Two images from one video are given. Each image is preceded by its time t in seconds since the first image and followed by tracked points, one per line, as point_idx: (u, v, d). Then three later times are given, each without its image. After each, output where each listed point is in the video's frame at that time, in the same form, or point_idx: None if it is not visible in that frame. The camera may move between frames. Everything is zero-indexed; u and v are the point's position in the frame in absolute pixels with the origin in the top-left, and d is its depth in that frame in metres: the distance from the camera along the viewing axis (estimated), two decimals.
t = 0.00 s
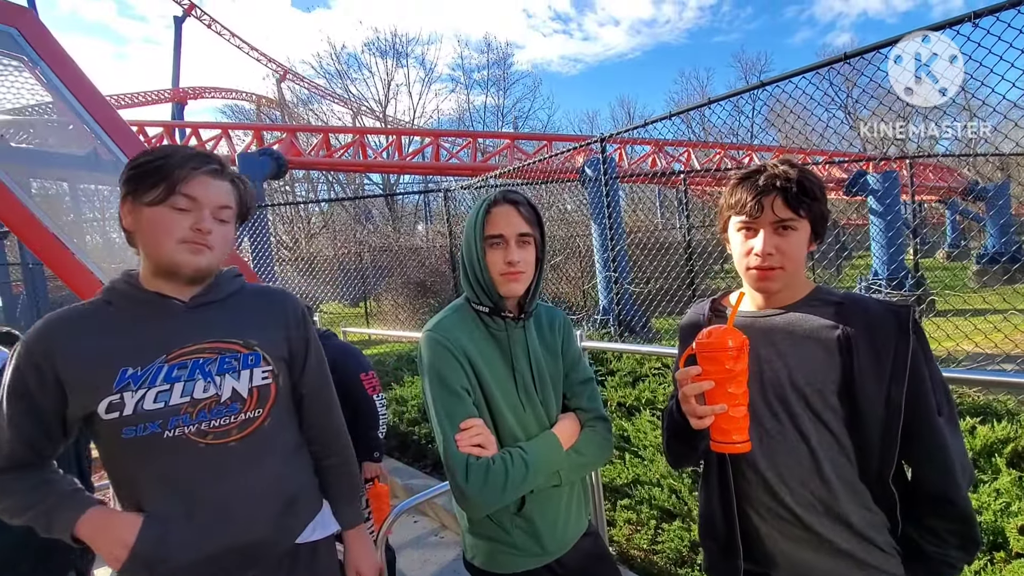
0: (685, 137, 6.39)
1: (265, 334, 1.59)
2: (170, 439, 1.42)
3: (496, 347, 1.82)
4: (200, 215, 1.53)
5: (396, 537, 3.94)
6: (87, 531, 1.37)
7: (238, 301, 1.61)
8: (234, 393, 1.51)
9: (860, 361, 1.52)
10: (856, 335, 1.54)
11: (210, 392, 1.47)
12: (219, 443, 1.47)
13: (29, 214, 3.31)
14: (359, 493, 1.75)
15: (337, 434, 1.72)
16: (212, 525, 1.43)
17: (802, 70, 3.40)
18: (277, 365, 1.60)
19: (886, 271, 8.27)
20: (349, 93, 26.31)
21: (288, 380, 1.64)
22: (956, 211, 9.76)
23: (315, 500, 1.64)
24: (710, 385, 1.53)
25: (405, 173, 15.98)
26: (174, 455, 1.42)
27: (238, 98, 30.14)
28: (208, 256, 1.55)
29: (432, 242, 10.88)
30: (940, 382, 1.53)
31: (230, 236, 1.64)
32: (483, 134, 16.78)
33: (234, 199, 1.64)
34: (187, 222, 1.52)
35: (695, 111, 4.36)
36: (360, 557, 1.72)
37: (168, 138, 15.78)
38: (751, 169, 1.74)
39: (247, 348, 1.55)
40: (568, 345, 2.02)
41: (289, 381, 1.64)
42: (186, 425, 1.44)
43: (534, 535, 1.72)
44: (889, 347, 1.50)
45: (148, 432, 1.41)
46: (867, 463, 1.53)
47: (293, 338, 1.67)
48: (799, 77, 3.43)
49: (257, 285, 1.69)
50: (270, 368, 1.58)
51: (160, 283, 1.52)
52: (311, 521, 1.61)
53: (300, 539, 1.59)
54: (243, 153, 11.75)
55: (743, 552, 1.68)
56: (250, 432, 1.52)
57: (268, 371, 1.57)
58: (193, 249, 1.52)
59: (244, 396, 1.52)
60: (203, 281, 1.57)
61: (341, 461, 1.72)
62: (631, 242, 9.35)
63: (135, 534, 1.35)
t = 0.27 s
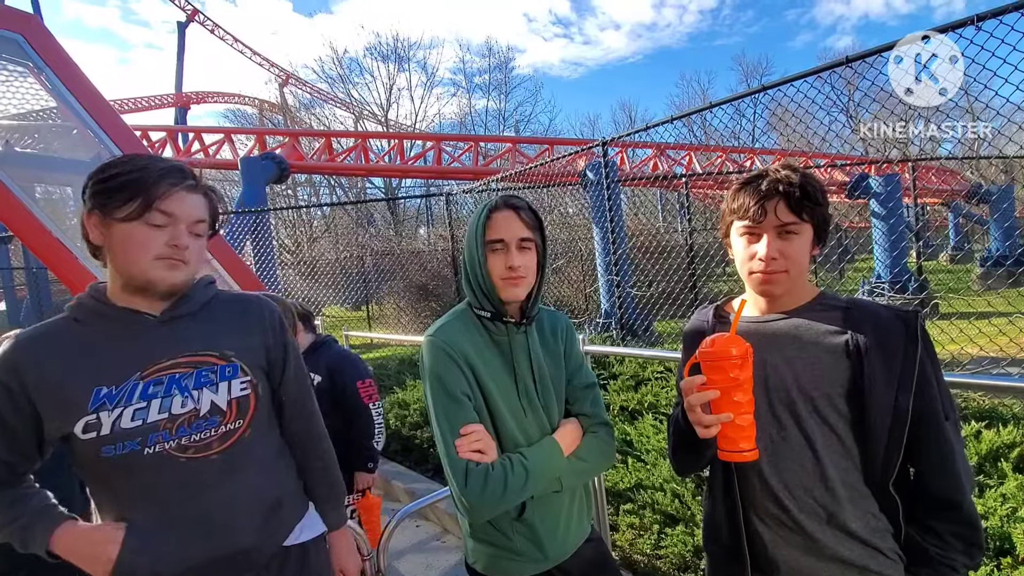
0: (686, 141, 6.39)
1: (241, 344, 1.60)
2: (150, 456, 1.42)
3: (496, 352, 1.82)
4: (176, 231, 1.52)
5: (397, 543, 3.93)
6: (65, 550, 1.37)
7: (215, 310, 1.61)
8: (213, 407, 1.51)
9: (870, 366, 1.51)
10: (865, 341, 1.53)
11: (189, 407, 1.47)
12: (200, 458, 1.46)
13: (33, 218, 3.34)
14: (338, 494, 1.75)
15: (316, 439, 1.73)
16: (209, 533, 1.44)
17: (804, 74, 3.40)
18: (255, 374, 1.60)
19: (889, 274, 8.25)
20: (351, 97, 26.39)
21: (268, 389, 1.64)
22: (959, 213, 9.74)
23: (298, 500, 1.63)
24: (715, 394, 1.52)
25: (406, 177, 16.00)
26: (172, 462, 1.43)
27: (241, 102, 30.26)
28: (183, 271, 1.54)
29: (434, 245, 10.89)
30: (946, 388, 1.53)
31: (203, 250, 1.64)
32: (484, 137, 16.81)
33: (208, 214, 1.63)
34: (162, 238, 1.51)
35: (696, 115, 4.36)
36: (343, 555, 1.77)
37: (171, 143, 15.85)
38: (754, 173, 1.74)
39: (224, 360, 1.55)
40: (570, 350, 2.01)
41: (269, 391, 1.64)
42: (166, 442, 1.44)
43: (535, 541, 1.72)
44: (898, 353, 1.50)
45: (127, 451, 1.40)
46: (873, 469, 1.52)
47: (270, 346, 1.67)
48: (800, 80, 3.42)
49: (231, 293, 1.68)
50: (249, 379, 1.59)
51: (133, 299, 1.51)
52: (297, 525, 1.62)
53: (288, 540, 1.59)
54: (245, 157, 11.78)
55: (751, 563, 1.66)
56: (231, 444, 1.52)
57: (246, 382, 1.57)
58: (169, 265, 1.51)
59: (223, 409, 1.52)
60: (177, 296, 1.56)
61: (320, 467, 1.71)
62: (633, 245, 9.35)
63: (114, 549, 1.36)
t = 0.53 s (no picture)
0: (691, 143, 6.39)
1: (263, 344, 1.60)
2: (174, 451, 1.43)
3: (501, 356, 1.82)
4: (194, 226, 1.54)
5: (403, 546, 3.93)
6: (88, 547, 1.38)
7: (238, 312, 1.62)
8: (235, 405, 1.52)
9: (876, 367, 1.50)
10: (870, 343, 1.53)
11: (211, 405, 1.48)
12: (222, 455, 1.48)
13: (41, 222, 3.37)
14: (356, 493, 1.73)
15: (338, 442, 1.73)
16: (228, 532, 1.45)
17: (808, 75, 3.40)
18: (276, 374, 1.61)
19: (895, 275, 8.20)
20: (355, 101, 26.49)
21: (288, 389, 1.64)
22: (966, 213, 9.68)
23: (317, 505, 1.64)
24: (723, 396, 1.51)
25: (410, 180, 16.05)
26: (184, 464, 1.44)
27: (246, 106, 30.44)
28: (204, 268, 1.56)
29: (438, 248, 10.92)
30: (951, 389, 1.52)
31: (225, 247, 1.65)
32: (488, 140, 16.85)
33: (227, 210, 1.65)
34: (183, 234, 1.53)
35: (700, 117, 4.37)
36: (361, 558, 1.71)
37: (177, 147, 15.96)
38: (755, 176, 1.74)
39: (247, 360, 1.56)
40: (575, 355, 2.01)
41: (289, 391, 1.65)
42: (189, 438, 1.45)
43: (538, 545, 1.71)
44: (904, 354, 1.48)
45: (151, 446, 1.42)
46: (881, 471, 1.51)
47: (291, 346, 1.67)
48: (805, 82, 3.42)
49: (254, 295, 1.69)
50: (270, 378, 1.59)
51: (158, 297, 1.52)
52: (314, 525, 1.62)
53: (304, 544, 1.59)
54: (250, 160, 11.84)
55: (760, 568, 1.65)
56: (253, 442, 1.53)
57: (267, 382, 1.58)
58: (189, 261, 1.53)
59: (245, 407, 1.53)
60: (200, 293, 1.57)
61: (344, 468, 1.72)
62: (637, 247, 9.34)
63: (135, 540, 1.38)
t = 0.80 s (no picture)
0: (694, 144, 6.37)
1: (318, 341, 1.64)
2: (232, 438, 1.45)
3: (509, 358, 1.81)
4: (236, 214, 1.62)
5: (407, 547, 3.93)
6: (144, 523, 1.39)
7: (294, 310, 1.67)
8: (291, 396, 1.55)
9: (879, 370, 1.49)
10: (874, 345, 1.51)
11: (270, 395, 1.51)
12: (277, 444, 1.50)
13: (48, 225, 3.34)
14: (391, 493, 1.76)
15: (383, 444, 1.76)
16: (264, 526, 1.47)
17: (813, 76, 3.38)
18: (329, 371, 1.64)
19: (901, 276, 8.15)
20: (359, 103, 26.56)
21: (338, 386, 1.67)
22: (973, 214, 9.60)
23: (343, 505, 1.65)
24: (723, 400, 1.50)
25: (414, 182, 16.07)
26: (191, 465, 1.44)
27: (250, 109, 30.59)
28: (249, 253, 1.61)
29: (442, 249, 10.93)
30: (957, 392, 1.50)
31: (277, 235, 1.70)
32: (491, 142, 16.86)
33: (273, 198, 1.71)
34: (227, 223, 1.60)
35: (705, 117, 4.35)
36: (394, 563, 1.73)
37: (182, 149, 16.05)
38: (757, 179, 1.73)
39: (303, 355, 1.60)
40: (582, 356, 2.00)
41: (338, 388, 1.67)
42: (248, 426, 1.47)
43: (546, 547, 1.70)
44: (908, 356, 1.47)
45: (213, 431, 1.44)
46: (885, 475, 1.49)
47: (343, 345, 1.72)
48: (810, 82, 3.40)
49: (311, 296, 1.75)
50: (324, 374, 1.62)
51: (222, 287, 1.60)
52: (355, 522, 1.63)
53: (344, 538, 1.59)
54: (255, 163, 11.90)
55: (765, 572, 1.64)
56: (305, 435, 1.55)
57: (321, 377, 1.61)
58: (235, 246, 1.59)
59: (300, 399, 1.56)
60: (256, 280, 1.63)
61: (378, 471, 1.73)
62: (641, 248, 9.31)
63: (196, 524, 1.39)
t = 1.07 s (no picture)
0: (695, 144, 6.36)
1: (364, 344, 1.70)
2: (277, 430, 1.51)
3: (512, 360, 1.81)
4: (257, 210, 1.66)
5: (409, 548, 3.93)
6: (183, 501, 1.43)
7: (342, 313, 1.72)
8: (335, 395, 1.60)
9: (874, 371, 1.49)
10: (870, 346, 1.51)
11: (315, 392, 1.57)
12: (318, 438, 1.55)
13: (50, 227, 3.34)
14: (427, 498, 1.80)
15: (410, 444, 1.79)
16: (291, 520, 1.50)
17: (813, 77, 3.38)
18: (373, 374, 1.69)
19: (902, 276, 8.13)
20: (360, 104, 26.57)
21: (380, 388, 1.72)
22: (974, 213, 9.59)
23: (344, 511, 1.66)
24: (720, 403, 1.50)
25: (415, 183, 16.09)
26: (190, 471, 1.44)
27: (251, 111, 30.62)
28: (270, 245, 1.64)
29: (443, 251, 10.94)
30: (952, 394, 1.50)
31: (304, 225, 1.71)
32: (492, 143, 16.85)
33: (291, 188, 1.72)
34: (250, 221, 1.66)
35: (705, 118, 4.35)
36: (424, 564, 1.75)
37: (183, 152, 16.08)
38: (754, 184, 1.73)
39: (349, 356, 1.66)
40: (584, 359, 2.01)
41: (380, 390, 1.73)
42: (292, 418, 1.53)
43: (550, 550, 1.70)
44: (903, 357, 1.47)
45: (259, 421, 1.51)
46: (882, 477, 1.49)
47: (388, 351, 1.77)
48: (810, 83, 3.40)
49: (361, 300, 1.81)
50: (366, 377, 1.67)
51: (271, 287, 1.67)
52: (382, 522, 1.68)
53: (372, 537, 1.65)
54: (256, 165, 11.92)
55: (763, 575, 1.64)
56: (344, 434, 1.60)
57: (364, 379, 1.66)
58: (256, 241, 1.63)
59: (342, 398, 1.61)
60: (293, 274, 1.67)
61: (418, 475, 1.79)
62: (642, 249, 9.31)
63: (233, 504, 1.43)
